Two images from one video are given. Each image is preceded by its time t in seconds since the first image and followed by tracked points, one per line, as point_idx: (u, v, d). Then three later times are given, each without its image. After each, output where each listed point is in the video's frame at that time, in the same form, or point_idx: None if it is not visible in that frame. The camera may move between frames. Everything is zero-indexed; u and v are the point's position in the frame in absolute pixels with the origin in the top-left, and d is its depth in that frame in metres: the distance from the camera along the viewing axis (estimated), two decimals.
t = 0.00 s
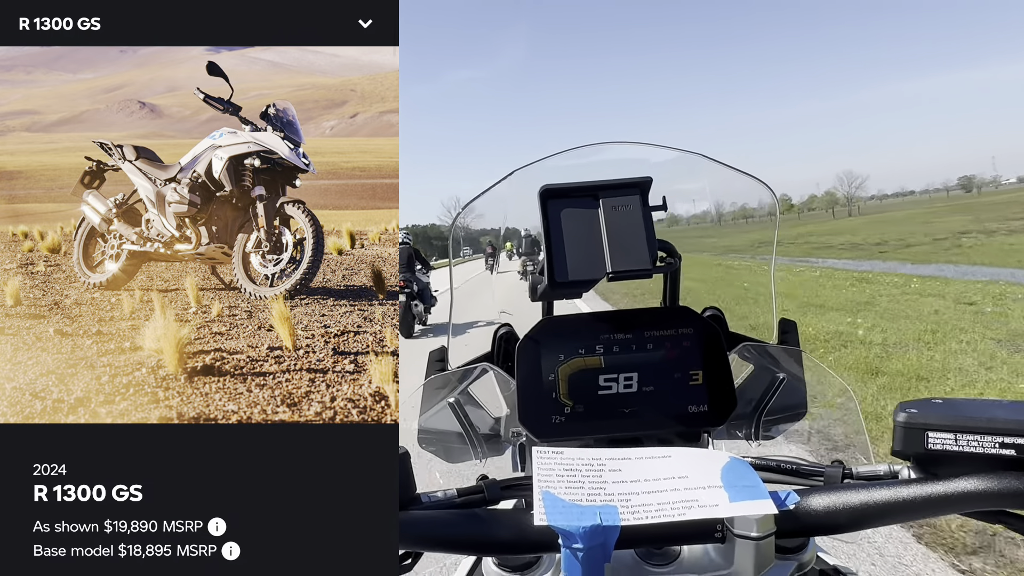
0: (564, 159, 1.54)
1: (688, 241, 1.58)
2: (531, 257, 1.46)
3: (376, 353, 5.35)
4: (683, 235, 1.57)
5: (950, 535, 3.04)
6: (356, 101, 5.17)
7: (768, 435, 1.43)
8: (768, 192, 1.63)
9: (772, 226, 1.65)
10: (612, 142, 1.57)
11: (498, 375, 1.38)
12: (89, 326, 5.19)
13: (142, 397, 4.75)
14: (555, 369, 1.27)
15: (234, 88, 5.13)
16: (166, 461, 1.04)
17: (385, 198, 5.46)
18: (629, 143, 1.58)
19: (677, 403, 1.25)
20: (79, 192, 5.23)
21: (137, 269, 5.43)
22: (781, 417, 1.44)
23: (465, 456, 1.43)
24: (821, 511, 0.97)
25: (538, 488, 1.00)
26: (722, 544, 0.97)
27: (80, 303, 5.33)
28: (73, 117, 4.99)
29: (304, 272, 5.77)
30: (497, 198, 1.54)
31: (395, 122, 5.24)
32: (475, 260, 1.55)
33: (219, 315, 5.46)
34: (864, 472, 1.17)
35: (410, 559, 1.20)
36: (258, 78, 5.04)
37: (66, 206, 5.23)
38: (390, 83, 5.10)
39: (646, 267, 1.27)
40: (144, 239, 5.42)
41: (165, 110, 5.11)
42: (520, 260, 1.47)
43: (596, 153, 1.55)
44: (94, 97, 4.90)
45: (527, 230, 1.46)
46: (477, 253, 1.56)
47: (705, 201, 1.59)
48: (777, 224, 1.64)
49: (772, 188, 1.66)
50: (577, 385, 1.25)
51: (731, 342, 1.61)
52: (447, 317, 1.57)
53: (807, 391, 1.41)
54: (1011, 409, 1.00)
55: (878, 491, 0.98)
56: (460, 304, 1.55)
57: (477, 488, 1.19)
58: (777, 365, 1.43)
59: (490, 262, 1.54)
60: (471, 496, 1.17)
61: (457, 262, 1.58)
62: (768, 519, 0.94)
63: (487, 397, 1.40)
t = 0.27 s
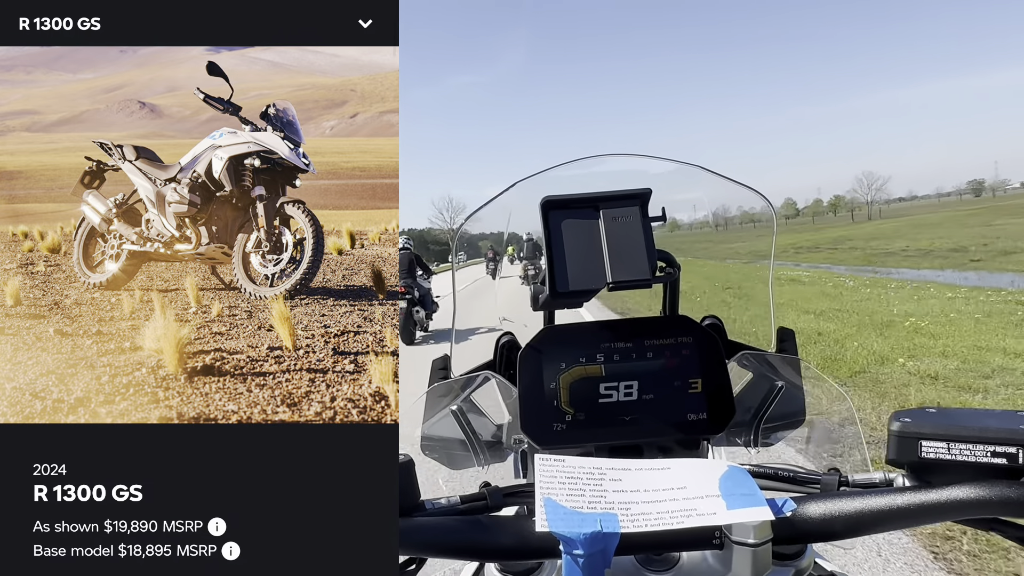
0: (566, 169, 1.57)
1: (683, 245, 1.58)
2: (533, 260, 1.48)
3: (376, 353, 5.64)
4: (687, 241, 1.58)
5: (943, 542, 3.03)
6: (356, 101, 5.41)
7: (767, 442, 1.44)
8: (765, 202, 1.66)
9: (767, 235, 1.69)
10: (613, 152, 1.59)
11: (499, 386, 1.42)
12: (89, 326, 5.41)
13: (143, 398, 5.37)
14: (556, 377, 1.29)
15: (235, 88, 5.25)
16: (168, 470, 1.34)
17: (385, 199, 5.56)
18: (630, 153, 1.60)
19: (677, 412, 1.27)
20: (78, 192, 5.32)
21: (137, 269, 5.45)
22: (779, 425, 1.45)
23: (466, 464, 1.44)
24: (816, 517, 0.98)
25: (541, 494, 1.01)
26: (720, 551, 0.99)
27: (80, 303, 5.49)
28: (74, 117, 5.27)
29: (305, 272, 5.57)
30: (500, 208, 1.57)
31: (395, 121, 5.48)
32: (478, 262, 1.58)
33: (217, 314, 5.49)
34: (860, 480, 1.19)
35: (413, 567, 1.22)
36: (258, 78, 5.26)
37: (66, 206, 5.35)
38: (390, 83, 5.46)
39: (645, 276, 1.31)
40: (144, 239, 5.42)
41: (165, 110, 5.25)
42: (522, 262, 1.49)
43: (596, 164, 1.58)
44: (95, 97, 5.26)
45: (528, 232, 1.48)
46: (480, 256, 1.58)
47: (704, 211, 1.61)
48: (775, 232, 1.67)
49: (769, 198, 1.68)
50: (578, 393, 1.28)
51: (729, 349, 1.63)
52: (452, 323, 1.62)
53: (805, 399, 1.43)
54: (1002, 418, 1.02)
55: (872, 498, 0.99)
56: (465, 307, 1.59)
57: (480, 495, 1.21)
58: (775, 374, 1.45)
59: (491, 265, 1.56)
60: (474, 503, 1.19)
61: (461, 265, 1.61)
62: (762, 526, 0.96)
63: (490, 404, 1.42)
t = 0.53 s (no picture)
0: (570, 183, 1.59)
1: (688, 250, 1.67)
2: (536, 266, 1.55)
3: (376, 353, 5.68)
4: (688, 252, 1.65)
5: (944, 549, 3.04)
6: (356, 101, 5.43)
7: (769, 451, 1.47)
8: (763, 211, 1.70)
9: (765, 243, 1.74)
10: (614, 166, 1.62)
11: (505, 396, 1.41)
12: (89, 326, 5.42)
13: (143, 398, 5.27)
14: (561, 388, 1.31)
15: (235, 88, 5.26)
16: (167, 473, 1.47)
17: (385, 198, 5.61)
18: (631, 167, 1.63)
19: (681, 423, 1.28)
20: (78, 192, 5.34)
21: (137, 269, 5.46)
22: (782, 434, 1.47)
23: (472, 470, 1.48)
24: (821, 528, 0.99)
25: (548, 506, 1.03)
26: (726, 562, 1.00)
27: (80, 303, 5.50)
28: (74, 117, 5.26)
29: (305, 272, 5.68)
30: (506, 221, 1.60)
31: (395, 122, 5.50)
32: (479, 266, 1.64)
33: (217, 313, 5.55)
34: (862, 491, 1.20)
35: None
36: (259, 78, 5.26)
37: (66, 206, 5.35)
38: (390, 83, 5.47)
39: (649, 290, 1.32)
40: (144, 239, 5.44)
41: (166, 110, 5.26)
42: (523, 266, 1.57)
43: (599, 177, 1.60)
44: (95, 97, 5.24)
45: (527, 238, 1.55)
46: (479, 260, 1.64)
47: (703, 222, 1.66)
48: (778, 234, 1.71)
49: (766, 209, 1.71)
50: (583, 404, 1.29)
51: (733, 361, 1.64)
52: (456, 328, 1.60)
53: (808, 409, 1.45)
54: (1002, 430, 1.03)
55: (874, 510, 1.00)
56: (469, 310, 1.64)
57: (487, 506, 1.23)
58: (779, 384, 1.46)
59: (492, 269, 1.63)
60: (482, 513, 1.20)
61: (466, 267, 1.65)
62: (768, 537, 0.96)
63: (495, 415, 1.44)
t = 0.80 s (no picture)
0: (568, 173, 1.59)
1: (693, 248, 1.64)
2: (535, 267, 1.53)
3: (376, 353, 5.65)
4: (690, 244, 1.62)
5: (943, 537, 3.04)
6: (356, 100, 5.43)
7: (773, 442, 1.45)
8: (767, 203, 1.67)
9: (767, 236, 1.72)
10: (613, 156, 1.63)
11: (505, 388, 1.42)
12: (89, 326, 5.42)
13: (143, 398, 5.39)
14: (561, 380, 1.30)
15: (235, 88, 5.26)
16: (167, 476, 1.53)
17: (385, 199, 5.58)
18: (631, 157, 1.64)
19: (681, 412, 1.28)
20: (78, 192, 5.35)
21: (136, 269, 5.47)
22: (784, 423, 1.46)
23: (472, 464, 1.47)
24: (822, 515, 0.98)
25: (548, 496, 1.02)
26: (727, 549, 0.99)
27: (80, 303, 5.50)
28: (74, 117, 5.28)
29: (304, 272, 5.59)
30: (502, 211, 1.59)
31: (394, 120, 5.50)
32: (478, 268, 1.62)
33: (218, 314, 5.51)
34: (863, 477, 1.20)
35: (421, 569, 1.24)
36: (258, 77, 5.28)
37: (66, 206, 5.37)
38: (390, 83, 5.48)
39: (647, 279, 1.32)
40: (144, 239, 5.45)
41: (165, 109, 5.27)
42: (523, 269, 1.55)
43: (598, 167, 1.61)
44: (94, 98, 5.28)
45: (529, 239, 1.53)
46: (480, 263, 1.62)
47: (705, 213, 1.64)
48: (779, 231, 1.69)
49: (770, 203, 1.69)
50: (583, 394, 1.29)
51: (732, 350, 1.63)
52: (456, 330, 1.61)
53: (808, 398, 1.45)
54: (1003, 414, 1.03)
55: (875, 495, 0.99)
56: (467, 312, 1.61)
57: (487, 497, 1.23)
58: (779, 372, 1.46)
59: (494, 271, 1.61)
60: (481, 504, 1.20)
61: (465, 268, 1.63)
62: (769, 524, 0.96)
63: (495, 409, 1.43)
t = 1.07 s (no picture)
0: (567, 185, 1.60)
1: (693, 254, 1.64)
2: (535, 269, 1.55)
3: (376, 353, 5.67)
4: (690, 255, 1.63)
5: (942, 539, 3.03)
6: (357, 103, 5.44)
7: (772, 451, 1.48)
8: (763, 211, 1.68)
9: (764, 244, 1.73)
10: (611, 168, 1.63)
11: (505, 398, 1.41)
12: (89, 326, 5.43)
13: (143, 397, 5.40)
14: (561, 390, 1.31)
15: (235, 88, 5.28)
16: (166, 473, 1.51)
17: (385, 198, 5.57)
18: (628, 168, 1.64)
19: (681, 423, 1.29)
20: (78, 192, 5.35)
21: (136, 269, 5.47)
22: (783, 432, 1.49)
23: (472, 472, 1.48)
24: (822, 526, 0.99)
25: (550, 507, 1.02)
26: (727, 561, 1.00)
27: (80, 303, 5.51)
28: (75, 118, 5.29)
29: (304, 272, 5.61)
30: (503, 220, 1.60)
31: (395, 123, 5.51)
32: (479, 268, 1.63)
33: (218, 314, 5.52)
34: (862, 487, 1.20)
35: None
36: (259, 79, 5.29)
37: (66, 206, 5.37)
38: (390, 85, 5.49)
39: (647, 290, 1.33)
40: (144, 239, 5.45)
41: (166, 111, 5.27)
42: (523, 270, 1.56)
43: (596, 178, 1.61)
44: (94, 97, 5.29)
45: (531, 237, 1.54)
46: (481, 263, 1.63)
47: (703, 222, 1.64)
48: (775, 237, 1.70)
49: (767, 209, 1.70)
50: (584, 405, 1.29)
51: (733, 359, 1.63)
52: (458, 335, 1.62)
53: (808, 409, 1.45)
54: (1000, 425, 1.04)
55: (875, 506, 1.00)
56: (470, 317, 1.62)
57: (489, 508, 1.23)
58: (779, 382, 1.46)
59: (494, 272, 1.62)
60: (483, 516, 1.21)
61: (465, 270, 1.64)
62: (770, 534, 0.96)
63: (496, 421, 1.43)
